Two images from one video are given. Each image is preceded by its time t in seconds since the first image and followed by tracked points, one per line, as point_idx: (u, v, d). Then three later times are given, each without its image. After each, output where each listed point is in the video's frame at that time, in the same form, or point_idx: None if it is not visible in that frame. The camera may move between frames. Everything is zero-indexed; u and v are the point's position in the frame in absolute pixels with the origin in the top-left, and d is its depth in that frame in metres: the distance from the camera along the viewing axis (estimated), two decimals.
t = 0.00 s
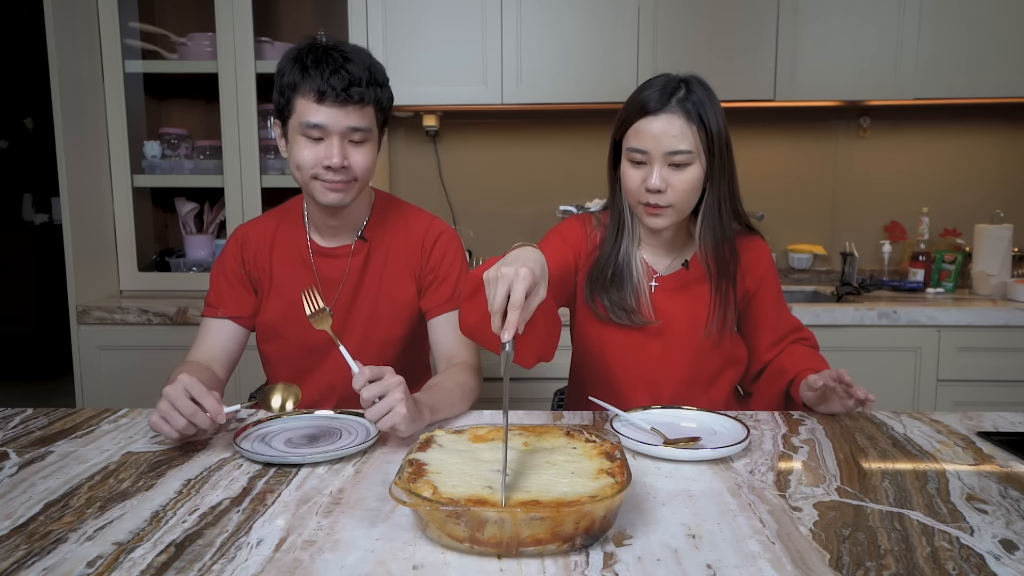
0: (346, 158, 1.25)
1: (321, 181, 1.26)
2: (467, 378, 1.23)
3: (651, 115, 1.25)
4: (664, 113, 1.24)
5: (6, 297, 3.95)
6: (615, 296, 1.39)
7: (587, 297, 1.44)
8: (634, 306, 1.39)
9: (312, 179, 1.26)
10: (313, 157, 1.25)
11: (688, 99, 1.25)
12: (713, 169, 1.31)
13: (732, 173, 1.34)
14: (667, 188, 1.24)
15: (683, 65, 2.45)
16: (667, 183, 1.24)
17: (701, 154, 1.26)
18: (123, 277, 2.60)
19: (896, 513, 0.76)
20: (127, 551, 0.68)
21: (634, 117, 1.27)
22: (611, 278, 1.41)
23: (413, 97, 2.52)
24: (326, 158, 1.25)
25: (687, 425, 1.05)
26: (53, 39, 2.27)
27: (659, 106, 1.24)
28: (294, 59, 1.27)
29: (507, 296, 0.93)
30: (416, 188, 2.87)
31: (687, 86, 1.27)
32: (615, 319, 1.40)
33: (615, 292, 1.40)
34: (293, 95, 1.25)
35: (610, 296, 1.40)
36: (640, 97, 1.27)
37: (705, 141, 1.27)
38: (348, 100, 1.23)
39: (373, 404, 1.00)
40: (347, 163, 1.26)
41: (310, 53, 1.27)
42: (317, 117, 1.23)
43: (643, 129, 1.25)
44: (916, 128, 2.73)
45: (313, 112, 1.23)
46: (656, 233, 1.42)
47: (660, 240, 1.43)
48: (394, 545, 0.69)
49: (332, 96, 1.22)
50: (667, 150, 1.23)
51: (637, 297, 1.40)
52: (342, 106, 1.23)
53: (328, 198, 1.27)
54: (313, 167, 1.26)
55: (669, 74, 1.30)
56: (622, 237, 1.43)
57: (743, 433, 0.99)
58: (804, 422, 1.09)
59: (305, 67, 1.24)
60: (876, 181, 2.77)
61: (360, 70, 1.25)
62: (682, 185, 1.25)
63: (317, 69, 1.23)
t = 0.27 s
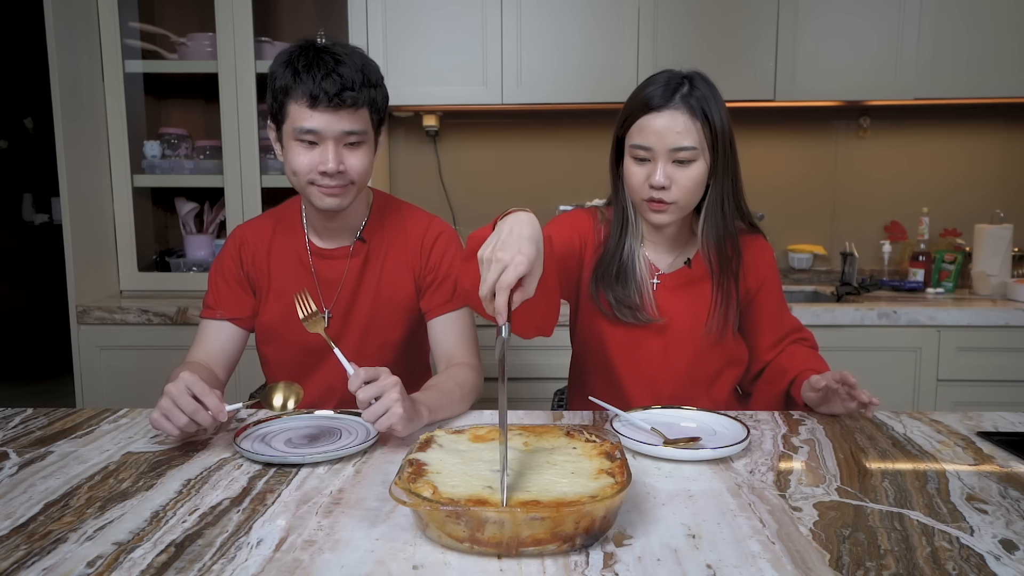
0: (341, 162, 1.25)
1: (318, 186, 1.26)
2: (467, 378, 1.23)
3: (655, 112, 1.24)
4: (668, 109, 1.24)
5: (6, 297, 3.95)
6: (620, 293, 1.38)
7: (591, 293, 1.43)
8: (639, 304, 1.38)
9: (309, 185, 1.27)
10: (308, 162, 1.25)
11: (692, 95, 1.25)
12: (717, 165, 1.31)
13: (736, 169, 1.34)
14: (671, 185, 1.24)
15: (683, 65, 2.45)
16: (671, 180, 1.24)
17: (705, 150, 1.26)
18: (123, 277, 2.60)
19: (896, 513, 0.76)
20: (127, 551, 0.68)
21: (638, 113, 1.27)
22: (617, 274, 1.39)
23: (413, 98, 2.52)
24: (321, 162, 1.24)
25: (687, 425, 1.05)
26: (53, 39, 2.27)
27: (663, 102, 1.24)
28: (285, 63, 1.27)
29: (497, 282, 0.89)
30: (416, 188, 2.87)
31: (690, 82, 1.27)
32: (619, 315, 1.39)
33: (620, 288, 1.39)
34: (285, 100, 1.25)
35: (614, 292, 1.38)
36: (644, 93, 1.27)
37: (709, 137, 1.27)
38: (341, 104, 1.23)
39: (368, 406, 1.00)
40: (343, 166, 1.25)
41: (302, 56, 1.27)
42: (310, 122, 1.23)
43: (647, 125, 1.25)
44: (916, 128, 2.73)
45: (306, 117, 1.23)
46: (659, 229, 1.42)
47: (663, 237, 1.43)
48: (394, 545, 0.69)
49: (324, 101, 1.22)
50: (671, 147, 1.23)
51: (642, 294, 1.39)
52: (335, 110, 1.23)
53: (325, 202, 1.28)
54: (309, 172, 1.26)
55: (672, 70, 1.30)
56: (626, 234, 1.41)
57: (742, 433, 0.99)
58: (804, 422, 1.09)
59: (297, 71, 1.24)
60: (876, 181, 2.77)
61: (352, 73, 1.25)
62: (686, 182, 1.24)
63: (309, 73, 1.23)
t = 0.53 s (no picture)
0: (340, 164, 1.25)
1: (317, 188, 1.26)
2: (467, 378, 1.23)
3: (661, 110, 1.24)
4: (674, 107, 1.24)
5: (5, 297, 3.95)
6: (623, 292, 1.38)
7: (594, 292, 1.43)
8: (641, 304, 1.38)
9: (308, 188, 1.26)
10: (306, 165, 1.25)
11: (698, 94, 1.25)
12: (723, 165, 1.31)
13: (742, 169, 1.35)
14: (677, 184, 1.24)
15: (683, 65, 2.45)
16: (677, 178, 1.24)
17: (711, 150, 1.26)
18: (123, 277, 2.60)
19: (896, 513, 0.76)
20: (127, 551, 0.68)
21: (643, 112, 1.27)
22: (620, 274, 1.39)
23: (413, 97, 2.52)
24: (319, 164, 1.24)
25: (687, 425, 1.05)
26: (53, 39, 2.27)
27: (669, 101, 1.24)
28: (281, 65, 1.28)
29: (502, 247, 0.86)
30: (416, 188, 2.87)
31: (696, 81, 1.27)
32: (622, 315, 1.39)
33: (623, 288, 1.38)
34: (282, 103, 1.25)
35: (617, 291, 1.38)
36: (649, 92, 1.27)
37: (715, 137, 1.27)
38: (338, 107, 1.23)
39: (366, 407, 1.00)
40: (341, 169, 1.25)
41: (297, 59, 1.27)
42: (308, 126, 1.23)
43: (653, 124, 1.24)
44: (916, 128, 2.73)
45: (303, 120, 1.23)
46: (664, 229, 1.41)
47: (667, 237, 1.43)
48: (394, 545, 0.69)
49: (321, 104, 1.22)
50: (678, 145, 1.23)
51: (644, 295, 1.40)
52: (332, 113, 1.23)
53: (324, 205, 1.27)
54: (307, 175, 1.26)
55: (677, 69, 1.30)
56: (629, 234, 1.41)
57: (743, 433, 0.99)
58: (804, 422, 1.09)
59: (293, 74, 1.24)
60: (876, 181, 2.77)
61: (348, 74, 1.25)
62: (692, 181, 1.24)
63: (305, 76, 1.23)
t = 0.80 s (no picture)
0: (341, 165, 1.25)
1: (319, 188, 1.26)
2: (467, 378, 1.23)
3: (667, 110, 1.24)
4: (681, 107, 1.24)
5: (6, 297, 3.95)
6: (624, 292, 1.38)
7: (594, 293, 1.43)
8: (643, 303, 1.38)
9: (310, 188, 1.27)
10: (307, 165, 1.25)
11: (705, 94, 1.25)
12: (728, 165, 1.31)
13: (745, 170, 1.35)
14: (681, 183, 1.24)
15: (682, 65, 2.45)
16: (682, 178, 1.24)
17: (716, 150, 1.26)
18: (122, 277, 2.60)
19: (896, 513, 0.76)
20: (127, 551, 0.68)
21: (649, 112, 1.27)
22: (621, 274, 1.39)
23: (413, 97, 2.52)
24: (320, 165, 1.24)
25: (686, 425, 1.05)
26: (53, 38, 2.27)
27: (674, 100, 1.24)
28: (283, 65, 1.27)
29: (511, 233, 0.92)
30: (416, 188, 2.87)
31: (703, 82, 1.27)
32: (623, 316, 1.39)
33: (625, 289, 1.38)
34: (284, 103, 1.25)
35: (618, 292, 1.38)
36: (655, 92, 1.27)
37: (721, 138, 1.27)
38: (339, 107, 1.23)
39: (366, 408, 1.00)
40: (343, 169, 1.25)
41: (299, 59, 1.27)
42: (309, 126, 1.23)
43: (659, 124, 1.25)
44: (916, 128, 2.73)
45: (305, 121, 1.23)
46: (666, 230, 1.41)
47: (670, 238, 1.42)
48: (394, 545, 0.69)
49: (323, 104, 1.22)
50: (684, 145, 1.23)
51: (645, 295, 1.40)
52: (334, 113, 1.23)
53: (325, 205, 1.28)
54: (308, 175, 1.26)
55: (684, 69, 1.30)
56: (630, 234, 1.41)
57: (742, 433, 0.99)
58: (804, 422, 1.09)
59: (296, 74, 1.24)
60: (876, 181, 2.77)
61: (350, 75, 1.25)
62: (697, 181, 1.24)
63: (307, 76, 1.23)
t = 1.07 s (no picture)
0: (345, 164, 1.26)
1: (322, 188, 1.26)
2: (467, 379, 1.23)
3: (668, 107, 1.25)
4: (681, 104, 1.24)
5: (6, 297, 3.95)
6: (621, 293, 1.39)
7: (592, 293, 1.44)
8: (641, 303, 1.39)
9: (314, 187, 1.27)
10: (312, 165, 1.25)
11: (707, 93, 1.25)
12: (728, 163, 1.31)
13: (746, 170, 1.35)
14: (679, 179, 1.23)
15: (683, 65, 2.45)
16: (680, 175, 1.23)
17: (715, 149, 1.26)
18: (123, 277, 2.60)
19: (896, 513, 0.76)
20: (127, 551, 0.68)
21: (651, 109, 1.27)
22: (618, 274, 1.40)
23: (413, 97, 2.52)
24: (326, 166, 1.25)
25: (687, 425, 1.05)
26: (53, 38, 2.26)
27: (676, 97, 1.25)
28: (289, 63, 1.27)
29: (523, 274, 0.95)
30: (416, 188, 2.87)
31: (705, 82, 1.27)
32: (621, 316, 1.39)
33: (622, 288, 1.39)
34: (289, 102, 1.25)
35: (615, 292, 1.39)
36: (657, 89, 1.27)
37: (720, 137, 1.27)
38: (345, 107, 1.23)
39: (366, 408, 1.00)
40: (347, 169, 1.26)
41: (305, 58, 1.27)
42: (314, 125, 1.23)
43: (660, 120, 1.25)
44: (916, 127, 2.73)
45: (310, 120, 1.23)
46: (665, 228, 1.41)
47: (669, 236, 1.42)
48: (394, 545, 0.69)
49: (328, 104, 1.22)
50: (683, 142, 1.23)
51: (644, 295, 1.40)
52: (339, 113, 1.23)
53: (329, 205, 1.28)
54: (312, 174, 1.26)
55: (688, 69, 1.29)
56: (627, 233, 1.42)
57: (743, 433, 0.99)
58: (804, 422, 1.09)
59: (302, 73, 1.24)
60: (877, 181, 2.77)
61: (356, 74, 1.25)
62: (696, 179, 1.24)
63: (312, 75, 1.23)
